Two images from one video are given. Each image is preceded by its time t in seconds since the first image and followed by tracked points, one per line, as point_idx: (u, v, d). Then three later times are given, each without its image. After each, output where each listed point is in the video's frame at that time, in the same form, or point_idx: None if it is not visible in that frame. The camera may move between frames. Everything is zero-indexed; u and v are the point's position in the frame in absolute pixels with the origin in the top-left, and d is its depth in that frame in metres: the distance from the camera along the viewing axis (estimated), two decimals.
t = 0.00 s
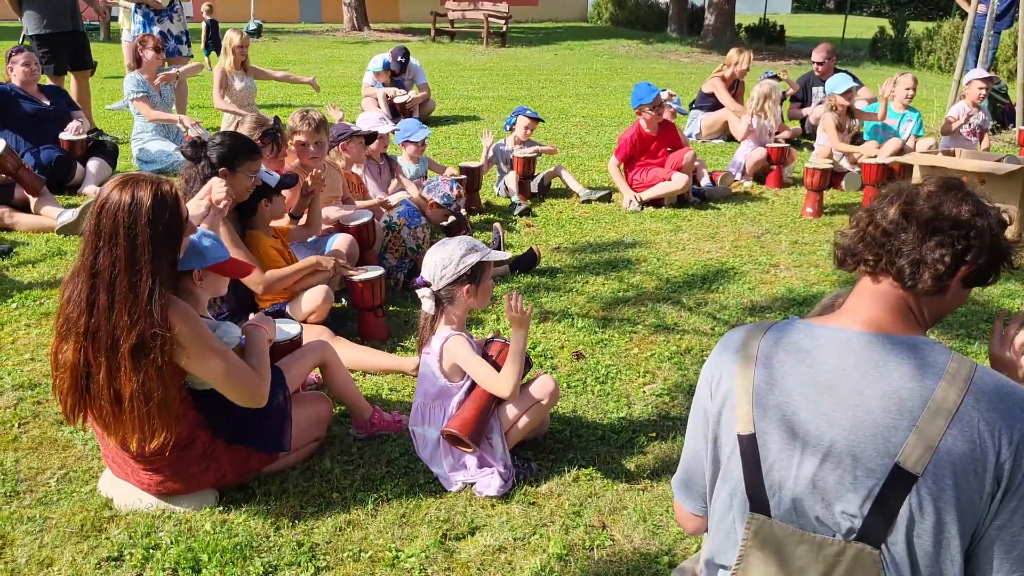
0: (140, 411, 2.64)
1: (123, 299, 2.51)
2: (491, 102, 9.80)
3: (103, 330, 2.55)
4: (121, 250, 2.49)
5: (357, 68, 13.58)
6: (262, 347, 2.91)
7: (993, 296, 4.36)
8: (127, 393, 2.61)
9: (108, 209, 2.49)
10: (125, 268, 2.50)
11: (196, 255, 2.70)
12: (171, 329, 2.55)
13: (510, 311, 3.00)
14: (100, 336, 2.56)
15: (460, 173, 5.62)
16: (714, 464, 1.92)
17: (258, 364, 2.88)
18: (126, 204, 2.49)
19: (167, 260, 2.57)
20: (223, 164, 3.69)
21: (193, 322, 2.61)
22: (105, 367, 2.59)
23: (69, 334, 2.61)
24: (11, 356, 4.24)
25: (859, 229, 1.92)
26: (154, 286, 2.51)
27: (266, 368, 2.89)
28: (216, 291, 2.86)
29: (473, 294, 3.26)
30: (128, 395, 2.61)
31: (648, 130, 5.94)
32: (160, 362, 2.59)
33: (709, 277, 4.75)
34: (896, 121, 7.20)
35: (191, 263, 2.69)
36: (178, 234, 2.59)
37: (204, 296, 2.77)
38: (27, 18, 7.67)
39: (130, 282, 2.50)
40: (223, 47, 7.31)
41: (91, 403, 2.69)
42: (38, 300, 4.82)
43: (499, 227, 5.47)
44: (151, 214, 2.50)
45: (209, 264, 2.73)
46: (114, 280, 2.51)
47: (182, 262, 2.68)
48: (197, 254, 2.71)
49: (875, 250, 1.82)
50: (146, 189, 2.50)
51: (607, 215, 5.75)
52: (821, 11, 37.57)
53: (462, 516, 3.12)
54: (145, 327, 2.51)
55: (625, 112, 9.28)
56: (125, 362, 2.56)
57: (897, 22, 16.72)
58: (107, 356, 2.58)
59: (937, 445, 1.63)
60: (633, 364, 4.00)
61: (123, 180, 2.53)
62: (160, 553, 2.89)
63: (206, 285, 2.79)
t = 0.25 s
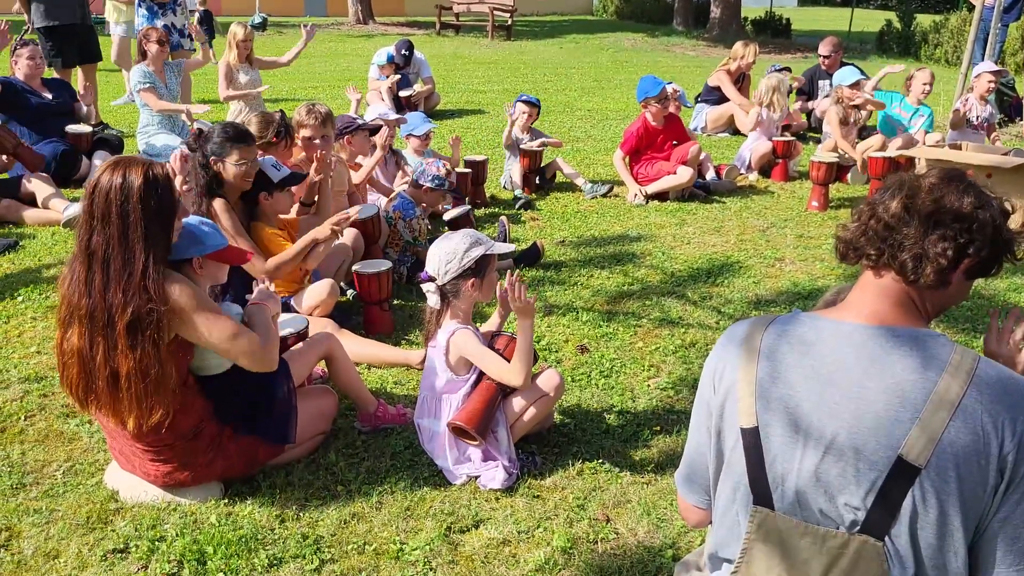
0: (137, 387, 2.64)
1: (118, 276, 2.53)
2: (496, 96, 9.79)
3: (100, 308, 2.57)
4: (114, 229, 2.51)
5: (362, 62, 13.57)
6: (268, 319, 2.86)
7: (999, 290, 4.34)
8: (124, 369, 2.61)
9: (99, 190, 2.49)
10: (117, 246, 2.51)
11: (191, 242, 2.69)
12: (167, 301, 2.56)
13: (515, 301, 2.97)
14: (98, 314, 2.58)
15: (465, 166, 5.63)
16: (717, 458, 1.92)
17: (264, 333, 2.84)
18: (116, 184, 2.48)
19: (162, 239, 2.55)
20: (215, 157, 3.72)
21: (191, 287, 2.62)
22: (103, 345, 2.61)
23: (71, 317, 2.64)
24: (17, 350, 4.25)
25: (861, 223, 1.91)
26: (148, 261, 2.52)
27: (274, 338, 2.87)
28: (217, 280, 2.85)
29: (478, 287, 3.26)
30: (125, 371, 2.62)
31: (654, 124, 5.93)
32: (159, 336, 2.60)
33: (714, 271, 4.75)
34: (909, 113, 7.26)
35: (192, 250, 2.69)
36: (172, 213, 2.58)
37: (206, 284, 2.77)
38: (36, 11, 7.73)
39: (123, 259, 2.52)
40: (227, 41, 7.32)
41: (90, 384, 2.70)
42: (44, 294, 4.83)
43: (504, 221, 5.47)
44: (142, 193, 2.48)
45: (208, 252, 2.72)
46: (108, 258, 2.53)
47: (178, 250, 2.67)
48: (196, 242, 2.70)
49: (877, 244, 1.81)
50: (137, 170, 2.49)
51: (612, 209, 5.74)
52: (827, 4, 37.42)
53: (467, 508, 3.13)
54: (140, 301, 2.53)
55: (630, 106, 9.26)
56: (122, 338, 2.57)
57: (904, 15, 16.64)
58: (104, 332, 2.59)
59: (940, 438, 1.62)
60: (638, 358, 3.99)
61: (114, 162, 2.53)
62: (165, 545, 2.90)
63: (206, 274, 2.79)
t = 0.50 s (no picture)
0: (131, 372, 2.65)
1: (109, 263, 2.56)
2: (499, 91, 9.77)
3: (93, 296, 2.59)
4: (103, 218, 2.54)
5: (365, 57, 13.56)
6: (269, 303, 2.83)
7: (1003, 285, 4.33)
8: (119, 355, 2.62)
9: (89, 181, 2.53)
10: (107, 234, 2.55)
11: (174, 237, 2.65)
12: (160, 286, 2.57)
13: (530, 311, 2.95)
14: (91, 302, 2.60)
15: (468, 162, 5.64)
16: (719, 455, 1.92)
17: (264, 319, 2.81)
18: (105, 175, 2.52)
19: (153, 228, 2.58)
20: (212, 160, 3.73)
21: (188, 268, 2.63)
22: (96, 331, 2.62)
23: (66, 307, 2.66)
24: (22, 346, 4.27)
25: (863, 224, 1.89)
26: (137, 248, 2.55)
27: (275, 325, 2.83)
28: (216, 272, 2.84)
29: (483, 283, 3.25)
30: (119, 356, 2.62)
31: (658, 119, 5.91)
32: (153, 319, 2.61)
33: (717, 266, 4.74)
34: (917, 108, 7.25)
35: (182, 246, 2.65)
36: (164, 203, 2.60)
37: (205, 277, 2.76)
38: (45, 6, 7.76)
39: (113, 246, 2.55)
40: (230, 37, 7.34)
41: (85, 372, 2.70)
42: (48, 290, 4.84)
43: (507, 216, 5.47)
44: (130, 183, 2.52)
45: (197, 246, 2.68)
46: (98, 246, 2.56)
47: (168, 245, 2.63)
48: (183, 236, 2.66)
49: (878, 246, 1.80)
50: (125, 162, 2.52)
51: (616, 204, 5.74)
52: None
53: (470, 504, 3.12)
54: (131, 287, 2.55)
55: (634, 101, 9.24)
56: (115, 323, 2.59)
57: (908, 9, 16.59)
58: (97, 319, 2.61)
59: (940, 434, 1.61)
60: (641, 354, 3.98)
61: (104, 155, 2.57)
62: (169, 540, 2.90)
63: (202, 268, 2.78)
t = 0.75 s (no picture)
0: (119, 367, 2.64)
1: (104, 255, 2.56)
2: (501, 87, 9.77)
3: (86, 288, 2.59)
4: (100, 211, 2.54)
5: (367, 53, 13.55)
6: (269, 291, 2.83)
7: (1006, 281, 4.33)
8: (108, 347, 2.61)
9: (87, 175, 2.54)
10: (103, 227, 2.55)
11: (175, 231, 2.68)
12: (154, 278, 2.56)
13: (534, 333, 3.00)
14: (84, 294, 2.60)
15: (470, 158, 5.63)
16: (720, 451, 1.91)
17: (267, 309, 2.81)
18: (104, 169, 2.53)
19: (151, 223, 2.58)
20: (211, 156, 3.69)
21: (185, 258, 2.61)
22: (88, 324, 2.62)
23: (61, 300, 2.66)
24: (24, 342, 4.27)
25: (863, 226, 1.87)
26: (133, 241, 2.54)
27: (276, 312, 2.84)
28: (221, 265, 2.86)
29: (488, 277, 3.25)
30: (108, 350, 2.61)
31: (660, 115, 5.91)
32: (147, 312, 2.59)
33: (719, 262, 4.73)
34: (918, 105, 7.25)
35: (185, 242, 2.68)
36: (162, 197, 2.60)
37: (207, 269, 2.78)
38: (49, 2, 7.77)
39: (108, 239, 2.55)
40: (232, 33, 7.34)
41: (76, 365, 2.69)
42: (50, 286, 4.84)
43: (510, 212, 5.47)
44: (129, 177, 2.52)
45: (199, 240, 2.71)
46: (94, 239, 2.56)
47: (169, 240, 2.65)
48: (184, 233, 2.69)
49: (880, 248, 1.78)
50: (124, 157, 2.53)
51: (618, 200, 5.73)
52: None
53: (472, 500, 3.12)
54: (125, 280, 2.54)
55: (636, 97, 9.23)
56: (107, 316, 2.58)
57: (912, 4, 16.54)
58: (90, 312, 2.61)
59: (944, 430, 1.60)
60: (643, 350, 3.98)
61: (103, 150, 2.58)
62: (171, 536, 2.90)
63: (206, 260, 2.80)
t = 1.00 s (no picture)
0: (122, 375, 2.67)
1: (113, 260, 2.55)
2: (501, 83, 9.76)
3: (91, 292, 2.59)
4: (113, 215, 2.53)
5: (367, 49, 13.55)
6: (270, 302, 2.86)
7: (1007, 277, 4.33)
8: (110, 353, 2.62)
9: (103, 176, 2.51)
10: (115, 231, 2.54)
11: (177, 227, 2.63)
12: (161, 289, 2.55)
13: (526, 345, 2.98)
14: (89, 296, 2.60)
15: (471, 154, 5.62)
16: (721, 447, 1.91)
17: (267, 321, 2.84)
18: (121, 171, 2.50)
19: (162, 229, 2.56)
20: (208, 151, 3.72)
21: (193, 270, 2.60)
22: (91, 326, 2.63)
23: (65, 297, 2.66)
24: (25, 338, 4.27)
25: (861, 238, 1.80)
26: (143, 250, 2.53)
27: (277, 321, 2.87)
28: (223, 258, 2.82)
29: (485, 277, 3.23)
30: (109, 355, 2.63)
31: (661, 111, 5.91)
32: (150, 321, 2.60)
33: (720, 258, 4.73)
34: (915, 98, 7.23)
35: (182, 238, 2.64)
36: (175, 203, 2.59)
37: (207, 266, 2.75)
38: None
39: (120, 245, 2.54)
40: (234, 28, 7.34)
41: (79, 364, 2.71)
42: (51, 283, 4.84)
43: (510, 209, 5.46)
44: (148, 181, 2.51)
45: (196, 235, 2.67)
46: (105, 242, 2.55)
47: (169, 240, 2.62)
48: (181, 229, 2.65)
49: (886, 262, 1.73)
50: (142, 160, 2.51)
51: (618, 196, 5.73)
52: None
53: (472, 496, 3.12)
54: (131, 289, 2.53)
55: (637, 92, 9.23)
56: (110, 325, 2.59)
57: None
58: (94, 315, 2.61)
59: (946, 424, 1.60)
60: (644, 346, 3.98)
61: (119, 151, 2.55)
62: (172, 532, 2.90)
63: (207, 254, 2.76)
